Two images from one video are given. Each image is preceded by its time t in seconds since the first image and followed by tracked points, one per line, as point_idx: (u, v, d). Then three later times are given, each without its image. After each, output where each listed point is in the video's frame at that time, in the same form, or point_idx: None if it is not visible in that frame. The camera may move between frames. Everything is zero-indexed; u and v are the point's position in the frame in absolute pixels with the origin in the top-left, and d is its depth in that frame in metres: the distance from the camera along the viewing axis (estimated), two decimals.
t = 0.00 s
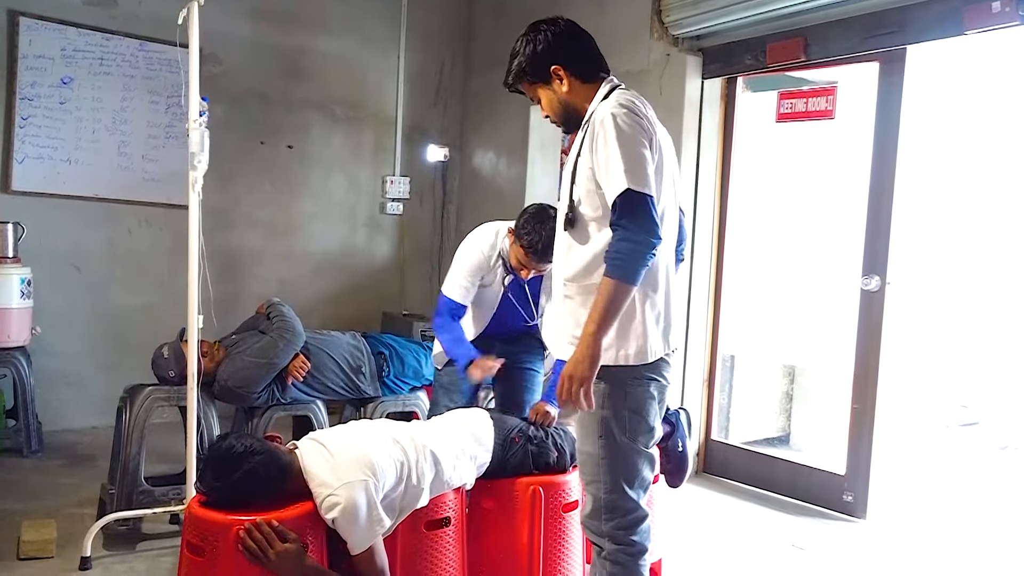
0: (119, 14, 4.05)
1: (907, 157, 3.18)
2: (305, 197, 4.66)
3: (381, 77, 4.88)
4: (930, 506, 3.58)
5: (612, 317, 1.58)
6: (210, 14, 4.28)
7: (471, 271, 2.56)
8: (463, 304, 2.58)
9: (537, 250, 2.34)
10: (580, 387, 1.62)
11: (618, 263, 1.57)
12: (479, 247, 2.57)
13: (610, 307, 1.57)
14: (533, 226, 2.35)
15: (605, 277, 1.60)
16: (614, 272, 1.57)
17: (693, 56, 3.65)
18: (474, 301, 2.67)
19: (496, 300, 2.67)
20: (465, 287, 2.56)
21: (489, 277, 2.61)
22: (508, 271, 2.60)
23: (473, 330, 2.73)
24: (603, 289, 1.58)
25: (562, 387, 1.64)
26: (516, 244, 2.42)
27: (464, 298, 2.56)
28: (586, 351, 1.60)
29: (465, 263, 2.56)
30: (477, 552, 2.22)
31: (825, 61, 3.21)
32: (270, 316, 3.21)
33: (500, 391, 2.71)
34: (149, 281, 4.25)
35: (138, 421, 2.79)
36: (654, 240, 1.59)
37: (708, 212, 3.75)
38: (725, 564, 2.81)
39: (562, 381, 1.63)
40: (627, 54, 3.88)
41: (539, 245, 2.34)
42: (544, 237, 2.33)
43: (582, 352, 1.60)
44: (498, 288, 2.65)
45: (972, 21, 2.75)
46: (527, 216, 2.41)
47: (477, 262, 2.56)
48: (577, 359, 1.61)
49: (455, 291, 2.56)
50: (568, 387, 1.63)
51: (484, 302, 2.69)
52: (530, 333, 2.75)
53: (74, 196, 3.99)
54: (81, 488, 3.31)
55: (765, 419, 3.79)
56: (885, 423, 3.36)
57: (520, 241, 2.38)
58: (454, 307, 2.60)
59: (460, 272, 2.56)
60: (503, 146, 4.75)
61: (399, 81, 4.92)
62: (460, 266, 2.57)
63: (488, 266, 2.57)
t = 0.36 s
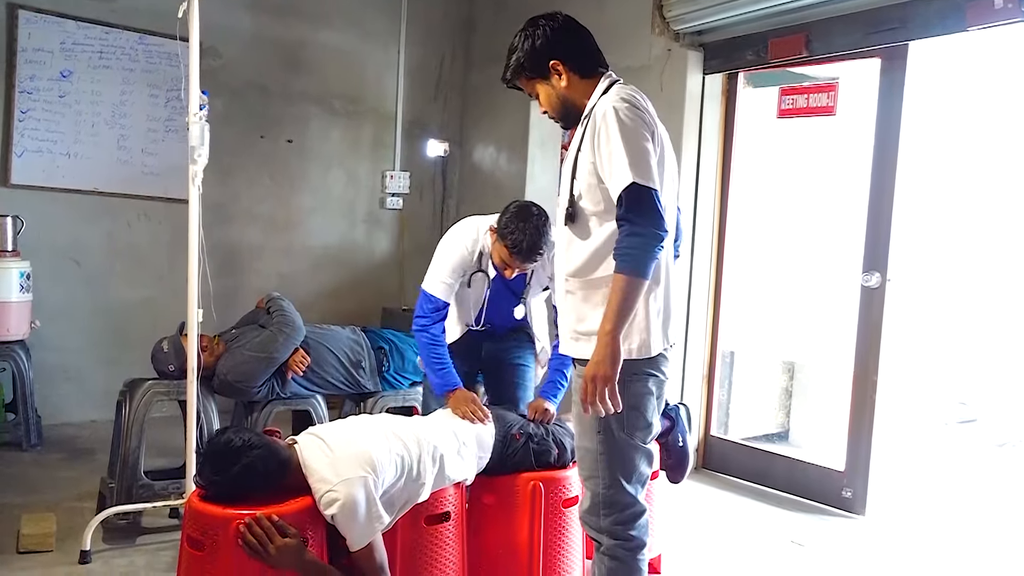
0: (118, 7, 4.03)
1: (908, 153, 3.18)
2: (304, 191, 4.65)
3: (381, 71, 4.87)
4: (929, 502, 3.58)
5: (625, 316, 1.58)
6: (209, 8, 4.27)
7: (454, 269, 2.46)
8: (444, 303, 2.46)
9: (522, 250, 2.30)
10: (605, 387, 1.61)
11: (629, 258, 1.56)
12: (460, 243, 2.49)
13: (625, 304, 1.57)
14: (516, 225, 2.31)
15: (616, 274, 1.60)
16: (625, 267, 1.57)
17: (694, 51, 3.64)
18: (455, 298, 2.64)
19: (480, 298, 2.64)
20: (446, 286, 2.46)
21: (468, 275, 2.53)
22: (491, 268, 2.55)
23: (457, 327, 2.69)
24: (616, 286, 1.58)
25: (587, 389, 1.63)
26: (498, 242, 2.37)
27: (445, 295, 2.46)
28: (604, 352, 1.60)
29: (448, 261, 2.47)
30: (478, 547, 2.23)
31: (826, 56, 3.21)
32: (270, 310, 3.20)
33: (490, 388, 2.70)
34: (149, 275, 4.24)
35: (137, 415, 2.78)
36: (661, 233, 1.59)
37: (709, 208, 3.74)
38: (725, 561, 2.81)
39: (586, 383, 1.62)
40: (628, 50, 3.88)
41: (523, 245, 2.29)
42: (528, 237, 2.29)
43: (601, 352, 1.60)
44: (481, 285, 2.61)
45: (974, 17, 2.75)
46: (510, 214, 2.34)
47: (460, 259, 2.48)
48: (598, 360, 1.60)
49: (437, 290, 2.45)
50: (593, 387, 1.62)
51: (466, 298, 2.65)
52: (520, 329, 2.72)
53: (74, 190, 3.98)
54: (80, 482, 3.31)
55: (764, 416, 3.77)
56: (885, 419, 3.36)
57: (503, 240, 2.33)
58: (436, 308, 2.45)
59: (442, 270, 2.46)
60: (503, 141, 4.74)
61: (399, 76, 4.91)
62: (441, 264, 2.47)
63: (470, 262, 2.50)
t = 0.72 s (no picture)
0: None
1: (911, 152, 3.17)
2: (306, 184, 4.65)
3: (383, 64, 4.86)
4: (928, 502, 3.58)
5: (625, 309, 1.58)
6: None
7: (428, 269, 2.43)
8: (422, 303, 2.44)
9: (502, 258, 2.24)
10: (597, 379, 1.61)
11: (632, 253, 1.56)
12: (435, 242, 2.45)
13: (626, 299, 1.57)
14: (495, 231, 2.24)
15: (618, 267, 1.60)
16: (627, 261, 1.57)
17: (698, 47, 3.63)
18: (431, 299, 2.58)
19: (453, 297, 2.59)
20: (422, 287, 2.44)
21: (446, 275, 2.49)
22: (465, 269, 2.49)
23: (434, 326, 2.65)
24: (617, 280, 1.58)
25: (579, 380, 1.63)
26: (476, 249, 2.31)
27: (426, 297, 2.44)
28: (600, 344, 1.60)
29: (423, 260, 2.44)
30: (477, 540, 2.22)
31: (831, 54, 3.20)
32: (271, 302, 3.20)
33: (464, 380, 2.67)
34: (149, 266, 4.24)
35: (137, 405, 2.78)
36: (666, 229, 1.59)
37: (711, 205, 3.74)
38: (724, 558, 2.81)
39: (578, 373, 1.62)
40: (632, 45, 3.87)
41: (503, 253, 2.23)
42: (507, 243, 2.23)
43: (597, 344, 1.60)
44: (456, 285, 2.55)
45: (980, 16, 2.73)
46: (489, 219, 2.27)
47: (434, 258, 2.44)
48: (592, 351, 1.60)
49: (414, 291, 2.44)
50: (586, 378, 1.62)
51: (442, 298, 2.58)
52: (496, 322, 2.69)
53: (75, 180, 3.98)
54: (79, 472, 3.31)
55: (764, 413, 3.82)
56: (886, 418, 3.36)
57: (482, 247, 2.26)
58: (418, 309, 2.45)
59: (416, 269, 2.44)
60: (506, 136, 4.73)
61: (401, 69, 4.90)
62: (415, 264, 2.45)
63: (446, 261, 2.46)
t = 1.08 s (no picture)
0: None
1: (913, 148, 3.17)
2: (307, 176, 4.64)
3: (384, 56, 4.85)
4: (927, 497, 3.59)
5: (626, 304, 1.57)
6: None
7: (418, 262, 2.42)
8: (405, 296, 2.44)
9: (499, 260, 2.23)
10: (598, 374, 1.61)
11: (633, 249, 1.56)
12: (427, 236, 2.44)
13: (626, 293, 1.57)
14: (493, 233, 2.23)
15: (618, 263, 1.59)
16: (627, 256, 1.56)
17: (701, 41, 3.62)
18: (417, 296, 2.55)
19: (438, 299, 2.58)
20: (409, 281, 2.44)
21: (432, 271, 2.49)
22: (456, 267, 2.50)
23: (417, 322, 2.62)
24: (618, 275, 1.58)
25: (580, 375, 1.63)
26: (472, 250, 2.29)
27: (409, 291, 2.45)
28: (601, 339, 1.60)
29: (413, 253, 2.43)
30: (477, 531, 2.23)
31: (833, 49, 3.19)
32: (271, 294, 3.21)
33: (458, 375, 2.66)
34: (150, 257, 4.24)
35: (137, 396, 2.79)
36: (666, 225, 1.59)
37: (711, 200, 3.73)
38: (723, 552, 2.82)
39: (580, 368, 1.62)
40: (634, 39, 3.85)
41: (502, 256, 2.22)
42: (505, 246, 2.22)
43: (598, 339, 1.60)
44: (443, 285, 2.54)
45: (983, 11, 2.72)
46: (484, 220, 2.26)
47: (426, 251, 2.43)
48: (593, 346, 1.61)
49: (401, 283, 2.44)
50: (586, 374, 1.62)
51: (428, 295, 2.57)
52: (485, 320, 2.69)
53: (75, 171, 3.98)
54: (79, 463, 3.32)
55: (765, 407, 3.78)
56: (886, 414, 3.35)
57: (479, 249, 2.25)
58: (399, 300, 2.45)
59: (407, 261, 2.43)
60: (507, 129, 4.72)
61: (403, 61, 4.88)
62: (406, 256, 2.43)
63: (437, 256, 2.45)
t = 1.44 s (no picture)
0: None
1: (916, 143, 3.16)
2: (308, 169, 4.63)
3: (386, 49, 4.83)
4: (927, 493, 3.59)
5: (631, 299, 1.57)
6: None
7: (422, 257, 2.44)
8: (405, 292, 2.48)
9: (507, 261, 2.23)
10: (604, 369, 1.61)
11: (639, 245, 1.56)
12: (433, 233, 2.45)
13: (631, 289, 1.56)
14: (501, 233, 2.23)
15: (623, 258, 1.59)
16: (633, 252, 1.56)
17: (704, 35, 3.60)
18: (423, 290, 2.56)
19: (450, 286, 2.56)
20: (412, 276, 2.45)
21: (438, 267, 2.50)
22: (464, 262, 2.48)
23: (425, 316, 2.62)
24: (623, 271, 1.58)
25: (586, 370, 1.63)
26: (479, 249, 2.29)
27: (413, 285, 2.46)
28: (606, 334, 1.59)
29: (417, 249, 2.45)
30: (477, 525, 2.25)
31: (837, 44, 3.18)
32: (272, 287, 3.21)
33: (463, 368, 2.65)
34: (150, 249, 4.23)
35: (138, 388, 2.78)
36: (672, 220, 1.58)
37: (713, 195, 3.73)
38: (723, 547, 2.82)
39: (585, 363, 1.62)
40: (637, 33, 3.84)
41: (510, 255, 2.22)
42: (514, 246, 2.22)
43: (603, 335, 1.60)
44: (454, 277, 2.53)
45: (988, 7, 2.71)
46: (491, 220, 2.26)
47: (431, 247, 2.44)
48: (598, 342, 1.60)
49: (405, 278, 2.45)
50: (591, 369, 1.62)
51: (438, 287, 2.56)
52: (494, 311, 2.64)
53: (76, 162, 3.97)
54: (79, 455, 3.32)
55: (763, 403, 3.79)
56: (886, 410, 3.35)
57: (486, 249, 2.24)
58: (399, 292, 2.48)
59: (412, 257, 2.45)
60: (509, 123, 4.71)
61: (404, 54, 4.87)
62: (411, 252, 2.45)
63: (443, 253, 2.46)
